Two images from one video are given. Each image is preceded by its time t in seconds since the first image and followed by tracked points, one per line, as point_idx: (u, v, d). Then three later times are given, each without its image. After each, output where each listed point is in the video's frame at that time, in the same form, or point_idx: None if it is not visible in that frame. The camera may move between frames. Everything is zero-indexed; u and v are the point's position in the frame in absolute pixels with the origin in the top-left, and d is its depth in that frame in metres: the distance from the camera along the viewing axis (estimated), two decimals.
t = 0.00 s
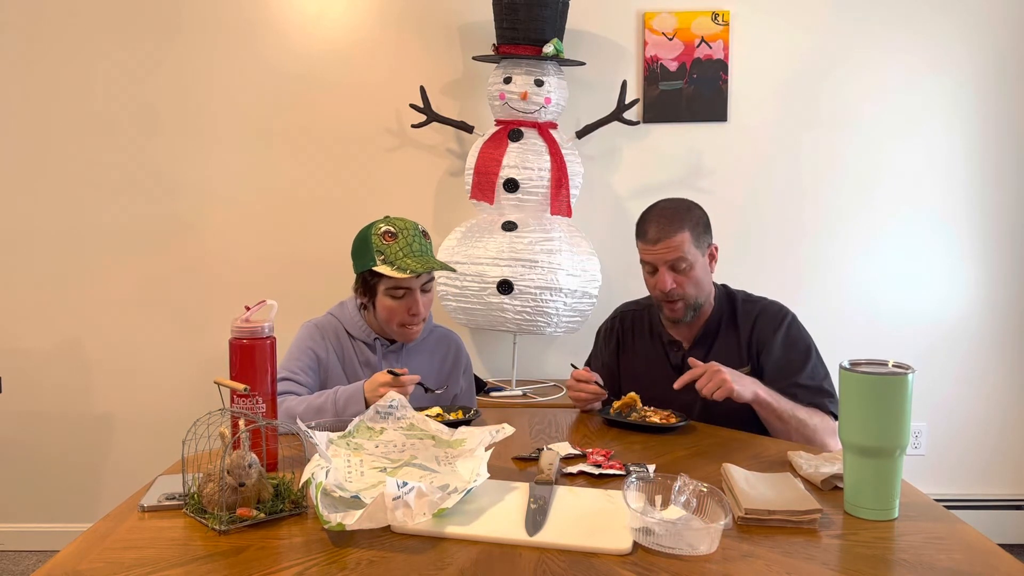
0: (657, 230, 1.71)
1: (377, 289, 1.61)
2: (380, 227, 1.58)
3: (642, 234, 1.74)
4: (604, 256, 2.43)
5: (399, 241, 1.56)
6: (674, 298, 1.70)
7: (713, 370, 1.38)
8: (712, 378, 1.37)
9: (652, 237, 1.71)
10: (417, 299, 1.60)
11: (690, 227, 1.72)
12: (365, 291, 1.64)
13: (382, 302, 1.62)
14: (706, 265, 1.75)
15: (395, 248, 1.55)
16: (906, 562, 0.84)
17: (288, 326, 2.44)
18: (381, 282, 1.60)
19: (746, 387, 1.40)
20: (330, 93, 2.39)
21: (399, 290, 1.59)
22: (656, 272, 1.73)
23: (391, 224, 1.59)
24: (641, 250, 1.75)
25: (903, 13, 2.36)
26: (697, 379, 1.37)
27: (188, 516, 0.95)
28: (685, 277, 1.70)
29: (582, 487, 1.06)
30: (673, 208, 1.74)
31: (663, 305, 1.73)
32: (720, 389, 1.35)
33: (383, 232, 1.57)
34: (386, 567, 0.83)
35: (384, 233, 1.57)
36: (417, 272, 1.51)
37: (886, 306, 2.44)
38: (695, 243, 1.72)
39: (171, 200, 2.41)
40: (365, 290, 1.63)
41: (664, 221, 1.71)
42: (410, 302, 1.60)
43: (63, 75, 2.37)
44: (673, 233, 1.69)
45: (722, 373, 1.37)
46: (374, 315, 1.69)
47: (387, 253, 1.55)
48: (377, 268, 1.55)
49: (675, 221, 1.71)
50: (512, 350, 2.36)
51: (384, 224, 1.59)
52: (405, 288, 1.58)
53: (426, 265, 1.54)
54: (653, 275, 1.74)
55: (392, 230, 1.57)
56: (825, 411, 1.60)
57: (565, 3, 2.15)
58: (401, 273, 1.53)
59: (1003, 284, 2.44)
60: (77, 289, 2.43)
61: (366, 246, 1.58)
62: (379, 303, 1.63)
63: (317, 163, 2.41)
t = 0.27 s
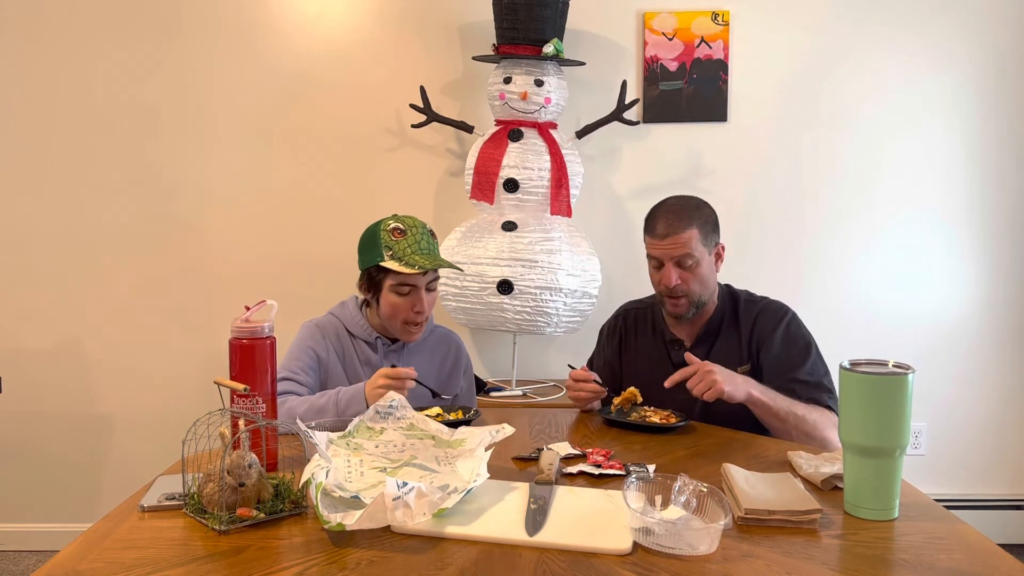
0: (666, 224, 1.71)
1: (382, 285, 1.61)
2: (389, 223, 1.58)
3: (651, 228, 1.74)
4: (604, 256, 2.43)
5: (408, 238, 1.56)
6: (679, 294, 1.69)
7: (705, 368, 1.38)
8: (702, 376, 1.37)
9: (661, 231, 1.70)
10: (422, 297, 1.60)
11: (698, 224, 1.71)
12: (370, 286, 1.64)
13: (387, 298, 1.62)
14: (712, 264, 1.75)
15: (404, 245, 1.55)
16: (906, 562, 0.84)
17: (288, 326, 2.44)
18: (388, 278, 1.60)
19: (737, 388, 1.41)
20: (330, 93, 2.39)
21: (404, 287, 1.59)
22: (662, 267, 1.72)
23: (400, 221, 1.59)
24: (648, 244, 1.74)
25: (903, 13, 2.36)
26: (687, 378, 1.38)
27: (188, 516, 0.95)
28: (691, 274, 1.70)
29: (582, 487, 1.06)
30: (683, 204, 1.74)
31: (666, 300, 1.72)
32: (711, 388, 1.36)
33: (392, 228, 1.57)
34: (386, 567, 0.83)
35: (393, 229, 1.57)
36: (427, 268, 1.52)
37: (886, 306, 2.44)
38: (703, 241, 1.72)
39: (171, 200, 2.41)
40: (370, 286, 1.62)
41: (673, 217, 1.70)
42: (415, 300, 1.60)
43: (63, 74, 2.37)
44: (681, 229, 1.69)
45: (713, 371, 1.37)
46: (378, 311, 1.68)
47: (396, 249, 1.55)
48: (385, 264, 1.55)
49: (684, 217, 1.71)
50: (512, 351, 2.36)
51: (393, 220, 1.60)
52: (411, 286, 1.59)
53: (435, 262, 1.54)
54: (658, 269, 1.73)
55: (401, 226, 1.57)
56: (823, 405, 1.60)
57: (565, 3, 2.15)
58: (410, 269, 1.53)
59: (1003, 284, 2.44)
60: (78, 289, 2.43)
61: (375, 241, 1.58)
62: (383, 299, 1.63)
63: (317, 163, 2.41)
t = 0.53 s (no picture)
0: (685, 221, 1.70)
1: (395, 272, 1.61)
2: (410, 215, 1.62)
3: (668, 222, 1.73)
4: (604, 257, 2.43)
5: (428, 229, 1.59)
6: (683, 292, 1.69)
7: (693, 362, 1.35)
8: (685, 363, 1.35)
9: (677, 226, 1.70)
10: (433, 289, 1.61)
11: (715, 227, 1.72)
12: (382, 273, 1.64)
13: (398, 286, 1.61)
14: (723, 269, 1.74)
15: (424, 234, 1.57)
16: (906, 563, 0.84)
17: (288, 326, 2.44)
18: (401, 266, 1.60)
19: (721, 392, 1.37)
20: (331, 93, 2.39)
21: (417, 278, 1.59)
22: (672, 262, 1.72)
23: (421, 215, 1.63)
24: (662, 237, 1.74)
25: (904, 13, 2.36)
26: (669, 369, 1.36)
27: (188, 516, 0.95)
28: (699, 274, 1.70)
29: (582, 487, 1.06)
30: (705, 205, 1.73)
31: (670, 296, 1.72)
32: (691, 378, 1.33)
33: (413, 219, 1.60)
34: (386, 567, 0.83)
35: (413, 220, 1.60)
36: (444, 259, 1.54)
37: (886, 306, 2.44)
38: (717, 244, 1.72)
39: (171, 200, 2.41)
40: (382, 274, 1.62)
41: (692, 214, 1.70)
42: (426, 292, 1.61)
43: (63, 74, 2.37)
44: (698, 229, 1.69)
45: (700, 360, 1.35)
46: (386, 299, 1.67)
47: (414, 238, 1.57)
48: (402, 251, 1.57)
49: (703, 217, 1.71)
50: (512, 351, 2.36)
51: (414, 213, 1.63)
52: (425, 277, 1.59)
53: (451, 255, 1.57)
54: (667, 264, 1.73)
55: (421, 218, 1.60)
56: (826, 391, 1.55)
57: (565, 3, 2.15)
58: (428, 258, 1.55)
59: (1003, 284, 2.44)
60: (78, 289, 2.43)
61: (394, 229, 1.60)
62: (394, 287, 1.62)
63: (317, 163, 2.41)
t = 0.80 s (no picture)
0: (695, 224, 1.71)
1: (410, 266, 1.61)
2: (429, 212, 1.64)
3: (679, 223, 1.74)
4: (604, 257, 2.43)
5: (445, 227, 1.61)
6: (682, 296, 1.70)
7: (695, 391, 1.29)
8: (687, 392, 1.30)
9: (687, 228, 1.71)
10: (444, 286, 1.61)
11: (725, 235, 1.72)
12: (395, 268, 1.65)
13: (410, 280, 1.61)
14: (729, 279, 1.74)
15: (441, 231, 1.59)
16: (906, 563, 0.85)
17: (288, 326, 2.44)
18: (416, 260, 1.60)
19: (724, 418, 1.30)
20: (331, 93, 2.39)
21: (430, 274, 1.60)
22: (677, 265, 1.72)
23: (440, 214, 1.65)
24: (672, 238, 1.75)
25: (904, 13, 2.36)
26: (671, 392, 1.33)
27: (188, 515, 0.95)
28: (703, 280, 1.70)
29: (582, 487, 1.06)
30: (718, 211, 1.73)
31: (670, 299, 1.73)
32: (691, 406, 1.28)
33: (431, 216, 1.62)
34: (386, 567, 0.83)
35: (433, 217, 1.62)
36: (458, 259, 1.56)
37: (886, 306, 2.44)
38: (726, 252, 1.72)
39: (171, 200, 2.41)
40: (396, 267, 1.63)
41: (704, 218, 1.71)
42: (437, 289, 1.60)
43: (63, 74, 2.37)
44: (707, 234, 1.69)
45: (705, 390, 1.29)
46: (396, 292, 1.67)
47: (432, 234, 1.59)
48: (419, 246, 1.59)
49: (714, 223, 1.71)
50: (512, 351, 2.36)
51: (434, 211, 1.65)
52: (438, 272, 1.60)
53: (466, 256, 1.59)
54: (672, 266, 1.74)
55: (440, 217, 1.62)
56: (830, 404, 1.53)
57: (565, 2, 2.15)
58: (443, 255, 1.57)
59: (1003, 284, 2.44)
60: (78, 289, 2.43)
61: (413, 223, 1.62)
62: (406, 280, 1.62)
63: (317, 163, 2.41)
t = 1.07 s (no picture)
0: (695, 231, 1.70)
1: (421, 265, 1.61)
2: (447, 215, 1.63)
3: (680, 229, 1.73)
4: (605, 258, 2.43)
5: (461, 231, 1.60)
6: (678, 303, 1.69)
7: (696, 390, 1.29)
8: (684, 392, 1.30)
9: (687, 235, 1.70)
10: (453, 289, 1.61)
11: (725, 244, 1.71)
12: (407, 266, 1.64)
13: (419, 280, 1.61)
14: (728, 290, 1.72)
15: (457, 234, 1.59)
16: (906, 563, 0.85)
17: (288, 326, 2.44)
18: (429, 260, 1.60)
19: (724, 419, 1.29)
20: (331, 93, 2.39)
21: (440, 275, 1.60)
22: (674, 272, 1.72)
23: (457, 218, 1.64)
24: (671, 244, 1.74)
25: (903, 13, 2.36)
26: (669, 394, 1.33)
27: (188, 515, 0.95)
28: (700, 288, 1.69)
29: (582, 487, 1.06)
30: (720, 220, 1.73)
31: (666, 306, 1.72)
32: (688, 403, 1.28)
33: (448, 219, 1.62)
34: (386, 567, 0.83)
35: (450, 220, 1.61)
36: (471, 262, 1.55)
37: (886, 306, 2.44)
38: (725, 262, 1.71)
39: (171, 200, 2.41)
40: (408, 265, 1.62)
41: (704, 226, 1.70)
42: (446, 291, 1.61)
43: (63, 74, 2.37)
44: (707, 242, 1.69)
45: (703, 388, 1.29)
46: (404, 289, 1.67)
47: (448, 236, 1.58)
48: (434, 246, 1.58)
49: (715, 232, 1.70)
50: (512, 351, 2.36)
51: (451, 215, 1.64)
52: (448, 275, 1.60)
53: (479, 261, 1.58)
54: (670, 273, 1.73)
55: (457, 221, 1.62)
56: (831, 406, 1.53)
57: (565, 3, 2.15)
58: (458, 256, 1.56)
59: (1003, 284, 2.44)
60: (78, 289, 2.43)
61: (429, 223, 1.61)
62: (415, 279, 1.62)
63: (317, 163, 2.41)
